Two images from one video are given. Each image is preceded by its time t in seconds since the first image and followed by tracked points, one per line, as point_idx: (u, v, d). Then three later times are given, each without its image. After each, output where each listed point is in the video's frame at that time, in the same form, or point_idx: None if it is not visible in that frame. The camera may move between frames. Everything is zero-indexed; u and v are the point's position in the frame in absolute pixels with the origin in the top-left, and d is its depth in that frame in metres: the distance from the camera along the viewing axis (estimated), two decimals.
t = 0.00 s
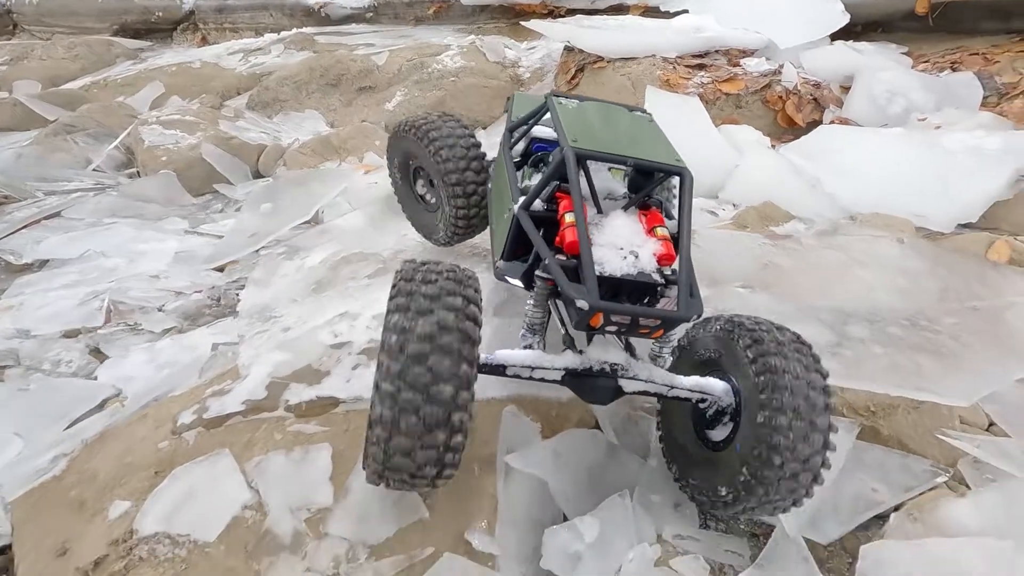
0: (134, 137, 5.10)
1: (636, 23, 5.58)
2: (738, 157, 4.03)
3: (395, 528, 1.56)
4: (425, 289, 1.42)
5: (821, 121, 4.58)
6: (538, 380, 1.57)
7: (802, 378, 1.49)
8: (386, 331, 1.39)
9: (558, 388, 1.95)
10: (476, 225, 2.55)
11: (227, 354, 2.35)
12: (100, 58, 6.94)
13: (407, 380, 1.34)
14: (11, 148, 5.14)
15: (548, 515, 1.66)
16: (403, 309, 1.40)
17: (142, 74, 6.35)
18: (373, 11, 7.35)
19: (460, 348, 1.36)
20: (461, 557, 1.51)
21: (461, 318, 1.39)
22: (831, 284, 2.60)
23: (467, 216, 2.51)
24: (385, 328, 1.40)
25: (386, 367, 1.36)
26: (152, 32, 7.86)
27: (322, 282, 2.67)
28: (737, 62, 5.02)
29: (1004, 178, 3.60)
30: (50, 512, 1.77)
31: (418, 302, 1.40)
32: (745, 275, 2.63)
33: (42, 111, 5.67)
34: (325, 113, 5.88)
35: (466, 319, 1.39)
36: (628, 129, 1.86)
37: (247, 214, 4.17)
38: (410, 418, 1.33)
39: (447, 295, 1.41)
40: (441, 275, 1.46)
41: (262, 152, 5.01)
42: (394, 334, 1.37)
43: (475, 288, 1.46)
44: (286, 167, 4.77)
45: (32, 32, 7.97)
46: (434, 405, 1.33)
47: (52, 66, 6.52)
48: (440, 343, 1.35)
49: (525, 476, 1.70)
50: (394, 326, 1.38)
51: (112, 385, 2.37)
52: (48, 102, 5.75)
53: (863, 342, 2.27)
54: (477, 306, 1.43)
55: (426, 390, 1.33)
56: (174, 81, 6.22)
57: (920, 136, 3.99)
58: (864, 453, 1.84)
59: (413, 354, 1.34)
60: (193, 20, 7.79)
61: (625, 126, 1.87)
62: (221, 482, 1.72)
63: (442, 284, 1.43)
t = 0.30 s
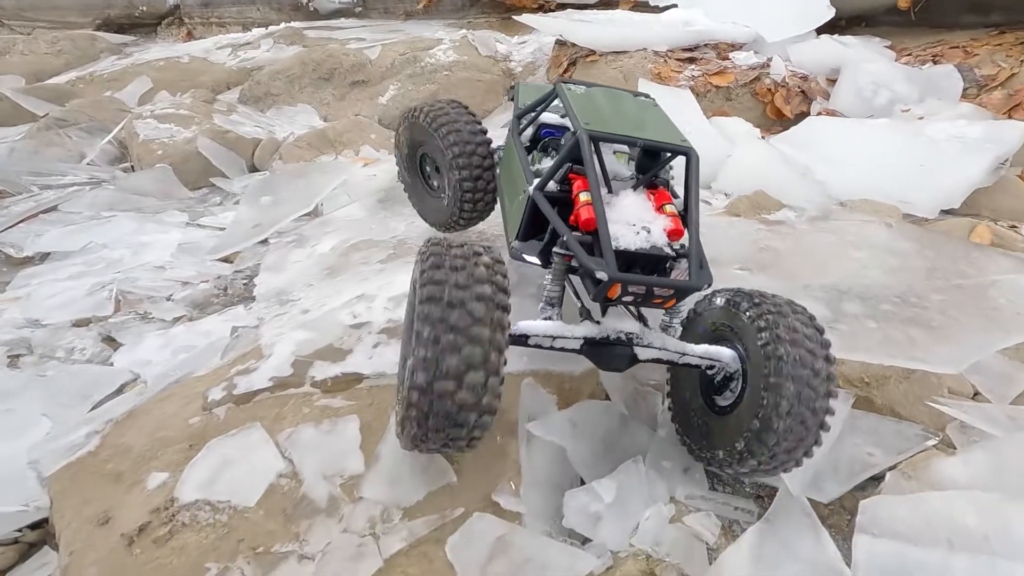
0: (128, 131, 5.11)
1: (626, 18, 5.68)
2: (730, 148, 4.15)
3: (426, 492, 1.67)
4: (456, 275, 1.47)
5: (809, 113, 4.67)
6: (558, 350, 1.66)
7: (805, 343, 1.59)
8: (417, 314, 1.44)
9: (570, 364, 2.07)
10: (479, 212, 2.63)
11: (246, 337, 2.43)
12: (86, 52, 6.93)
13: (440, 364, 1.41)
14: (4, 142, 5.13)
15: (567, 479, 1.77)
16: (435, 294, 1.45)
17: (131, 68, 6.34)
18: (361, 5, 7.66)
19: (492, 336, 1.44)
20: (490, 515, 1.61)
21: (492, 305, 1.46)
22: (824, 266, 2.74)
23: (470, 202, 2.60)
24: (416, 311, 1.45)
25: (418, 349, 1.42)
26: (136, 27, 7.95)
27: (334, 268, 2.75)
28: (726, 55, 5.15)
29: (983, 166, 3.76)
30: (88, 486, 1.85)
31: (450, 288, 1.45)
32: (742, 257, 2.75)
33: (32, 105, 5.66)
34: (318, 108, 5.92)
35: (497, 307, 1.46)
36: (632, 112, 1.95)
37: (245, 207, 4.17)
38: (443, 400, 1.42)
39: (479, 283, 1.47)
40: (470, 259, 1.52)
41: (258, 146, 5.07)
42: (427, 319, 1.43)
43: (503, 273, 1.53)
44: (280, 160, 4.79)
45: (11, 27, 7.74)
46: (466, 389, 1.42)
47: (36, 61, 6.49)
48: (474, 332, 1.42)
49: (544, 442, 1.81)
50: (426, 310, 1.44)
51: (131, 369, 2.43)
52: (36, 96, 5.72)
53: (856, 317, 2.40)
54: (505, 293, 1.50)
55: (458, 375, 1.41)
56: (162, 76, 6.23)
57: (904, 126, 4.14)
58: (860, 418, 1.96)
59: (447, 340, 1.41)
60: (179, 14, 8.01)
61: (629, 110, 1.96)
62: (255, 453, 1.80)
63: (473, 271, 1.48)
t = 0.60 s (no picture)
0: (117, 128, 5.05)
1: (617, 14, 5.72)
2: (723, 143, 4.19)
3: (440, 485, 1.71)
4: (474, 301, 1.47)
5: (798, 108, 4.78)
6: (569, 345, 1.70)
7: (811, 340, 1.64)
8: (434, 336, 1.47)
9: (576, 358, 2.11)
10: (484, 206, 2.67)
11: (252, 336, 2.45)
12: (68, 48, 6.85)
13: (452, 389, 1.47)
14: None
15: (577, 471, 1.81)
16: (452, 319, 1.46)
17: (116, 65, 6.28)
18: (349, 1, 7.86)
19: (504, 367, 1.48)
20: (503, 507, 1.66)
21: (507, 335, 1.48)
22: (818, 260, 2.80)
23: (476, 196, 2.63)
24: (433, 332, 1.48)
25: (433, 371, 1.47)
26: (119, 23, 7.90)
27: (337, 266, 2.77)
28: (716, 51, 5.20)
29: (970, 160, 3.84)
30: (101, 485, 1.86)
31: (467, 315, 1.46)
32: (738, 251, 2.81)
33: (17, 103, 5.58)
34: (309, 104, 5.88)
35: (511, 338, 1.48)
36: (642, 110, 2.00)
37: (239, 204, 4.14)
38: (451, 422, 1.50)
39: (496, 311, 1.47)
40: (489, 280, 1.51)
41: (249, 144, 5.05)
42: (441, 346, 1.46)
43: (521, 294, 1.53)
44: (272, 157, 4.78)
45: None
46: (474, 415, 1.49)
47: (17, 58, 6.40)
48: (486, 365, 1.46)
49: (554, 436, 1.85)
50: (442, 335, 1.46)
51: (135, 370, 2.44)
52: (19, 94, 5.65)
53: (852, 310, 2.46)
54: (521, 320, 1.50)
55: (468, 405, 1.47)
56: (147, 72, 6.17)
57: (893, 121, 4.22)
58: (858, 408, 2.02)
59: (460, 370, 1.45)
60: (163, 10, 7.91)
61: (638, 109, 2.01)
62: (269, 450, 1.82)
63: (491, 295, 1.48)
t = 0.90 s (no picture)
0: (108, 124, 5.03)
1: (608, 9, 5.77)
2: (714, 137, 4.27)
3: (452, 465, 1.78)
4: (484, 279, 1.54)
5: (787, 103, 4.87)
6: (574, 327, 1.77)
7: (804, 319, 1.71)
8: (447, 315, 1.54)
9: (579, 344, 2.19)
10: (481, 196, 2.72)
11: (259, 327, 2.50)
12: (52, 43, 6.81)
13: (467, 365, 1.53)
14: None
15: (583, 453, 1.89)
16: (464, 298, 1.54)
17: (102, 60, 6.24)
18: None
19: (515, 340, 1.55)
20: (514, 484, 1.73)
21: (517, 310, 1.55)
22: (809, 250, 2.89)
23: (471, 185, 2.68)
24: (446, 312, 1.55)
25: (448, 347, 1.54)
26: (104, 18, 7.85)
27: (341, 257, 2.87)
28: (706, 46, 5.29)
29: (953, 152, 3.94)
30: (119, 471, 1.91)
31: (478, 293, 1.54)
32: (731, 241, 2.89)
33: (4, 98, 5.54)
34: (301, 99, 5.90)
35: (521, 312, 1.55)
36: (639, 100, 2.06)
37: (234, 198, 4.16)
38: (468, 395, 1.56)
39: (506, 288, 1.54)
40: (497, 259, 1.58)
41: (242, 139, 5.05)
42: (455, 323, 1.53)
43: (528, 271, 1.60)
44: (266, 152, 4.79)
45: None
46: (489, 387, 1.56)
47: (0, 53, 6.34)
48: (499, 339, 1.52)
49: (560, 418, 1.93)
50: (455, 313, 1.53)
51: (141, 362, 2.47)
52: (5, 90, 5.60)
53: (842, 296, 2.55)
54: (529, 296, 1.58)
55: (483, 376, 1.54)
56: (134, 68, 6.14)
57: (879, 115, 4.33)
58: (849, 389, 2.11)
59: (474, 345, 1.52)
60: (149, 5, 7.90)
61: (636, 99, 2.07)
62: (284, 435, 1.88)
63: (500, 273, 1.55)
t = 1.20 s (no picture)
0: (92, 120, 4.99)
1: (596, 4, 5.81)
2: (700, 131, 4.32)
3: (445, 453, 1.82)
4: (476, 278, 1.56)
5: (772, 97, 4.90)
6: (563, 315, 1.81)
7: (789, 307, 1.75)
8: (438, 310, 1.56)
9: (569, 334, 2.23)
10: (469, 187, 2.74)
11: (251, 321, 2.51)
12: (32, 40, 6.73)
13: (456, 360, 1.56)
14: None
15: (574, 439, 1.93)
16: (456, 295, 1.56)
17: (84, 56, 6.18)
18: None
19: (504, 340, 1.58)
20: (507, 470, 1.77)
21: (506, 310, 1.58)
22: (794, 241, 2.96)
23: (459, 175, 2.70)
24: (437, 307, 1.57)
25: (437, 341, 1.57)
26: (85, 14, 7.80)
27: (332, 250, 2.90)
28: (692, 41, 5.34)
29: (934, 145, 4.01)
30: (114, 464, 1.92)
31: (469, 292, 1.56)
32: (718, 232, 2.94)
33: None
34: (287, 95, 5.89)
35: (511, 313, 1.58)
36: (625, 92, 2.10)
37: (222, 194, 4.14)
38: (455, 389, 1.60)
39: (497, 288, 1.57)
40: (490, 260, 1.60)
41: (229, 135, 5.02)
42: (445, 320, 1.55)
43: (520, 271, 1.62)
44: (254, 148, 4.78)
45: None
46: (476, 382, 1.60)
47: None
48: (487, 338, 1.55)
49: (552, 406, 1.97)
50: (446, 309, 1.55)
51: (132, 357, 2.48)
52: None
53: (826, 285, 2.61)
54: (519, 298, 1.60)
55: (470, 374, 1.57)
56: (116, 64, 6.08)
57: (861, 108, 4.40)
58: (832, 375, 2.16)
59: (463, 342, 1.54)
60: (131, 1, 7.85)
61: (622, 92, 2.10)
62: (278, 426, 1.90)
63: (491, 272, 1.58)
